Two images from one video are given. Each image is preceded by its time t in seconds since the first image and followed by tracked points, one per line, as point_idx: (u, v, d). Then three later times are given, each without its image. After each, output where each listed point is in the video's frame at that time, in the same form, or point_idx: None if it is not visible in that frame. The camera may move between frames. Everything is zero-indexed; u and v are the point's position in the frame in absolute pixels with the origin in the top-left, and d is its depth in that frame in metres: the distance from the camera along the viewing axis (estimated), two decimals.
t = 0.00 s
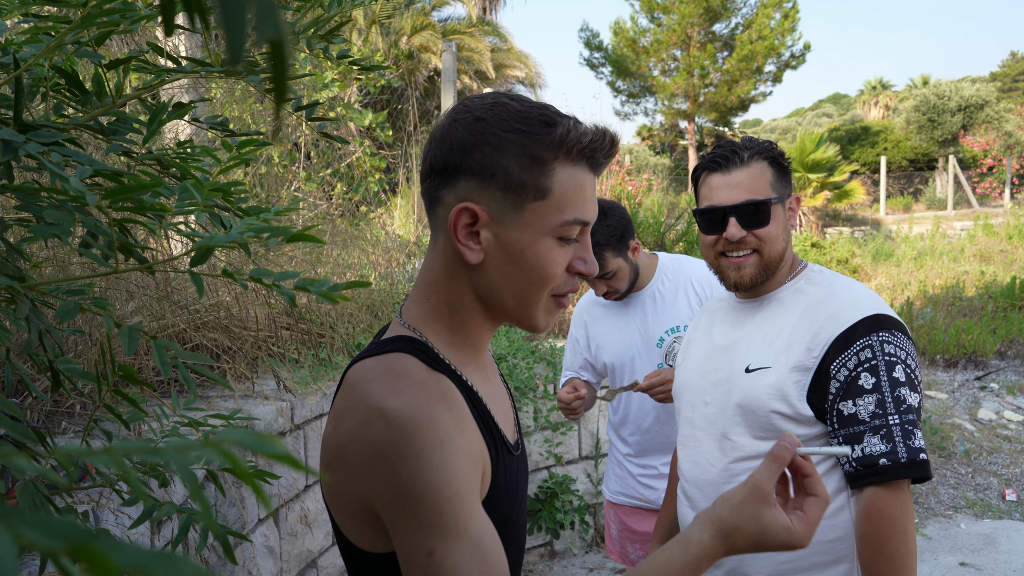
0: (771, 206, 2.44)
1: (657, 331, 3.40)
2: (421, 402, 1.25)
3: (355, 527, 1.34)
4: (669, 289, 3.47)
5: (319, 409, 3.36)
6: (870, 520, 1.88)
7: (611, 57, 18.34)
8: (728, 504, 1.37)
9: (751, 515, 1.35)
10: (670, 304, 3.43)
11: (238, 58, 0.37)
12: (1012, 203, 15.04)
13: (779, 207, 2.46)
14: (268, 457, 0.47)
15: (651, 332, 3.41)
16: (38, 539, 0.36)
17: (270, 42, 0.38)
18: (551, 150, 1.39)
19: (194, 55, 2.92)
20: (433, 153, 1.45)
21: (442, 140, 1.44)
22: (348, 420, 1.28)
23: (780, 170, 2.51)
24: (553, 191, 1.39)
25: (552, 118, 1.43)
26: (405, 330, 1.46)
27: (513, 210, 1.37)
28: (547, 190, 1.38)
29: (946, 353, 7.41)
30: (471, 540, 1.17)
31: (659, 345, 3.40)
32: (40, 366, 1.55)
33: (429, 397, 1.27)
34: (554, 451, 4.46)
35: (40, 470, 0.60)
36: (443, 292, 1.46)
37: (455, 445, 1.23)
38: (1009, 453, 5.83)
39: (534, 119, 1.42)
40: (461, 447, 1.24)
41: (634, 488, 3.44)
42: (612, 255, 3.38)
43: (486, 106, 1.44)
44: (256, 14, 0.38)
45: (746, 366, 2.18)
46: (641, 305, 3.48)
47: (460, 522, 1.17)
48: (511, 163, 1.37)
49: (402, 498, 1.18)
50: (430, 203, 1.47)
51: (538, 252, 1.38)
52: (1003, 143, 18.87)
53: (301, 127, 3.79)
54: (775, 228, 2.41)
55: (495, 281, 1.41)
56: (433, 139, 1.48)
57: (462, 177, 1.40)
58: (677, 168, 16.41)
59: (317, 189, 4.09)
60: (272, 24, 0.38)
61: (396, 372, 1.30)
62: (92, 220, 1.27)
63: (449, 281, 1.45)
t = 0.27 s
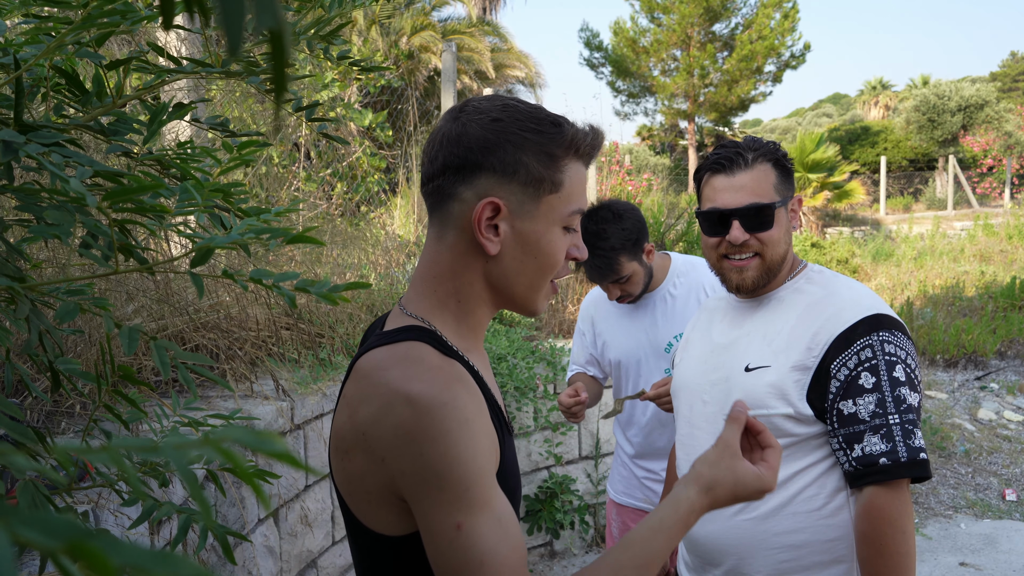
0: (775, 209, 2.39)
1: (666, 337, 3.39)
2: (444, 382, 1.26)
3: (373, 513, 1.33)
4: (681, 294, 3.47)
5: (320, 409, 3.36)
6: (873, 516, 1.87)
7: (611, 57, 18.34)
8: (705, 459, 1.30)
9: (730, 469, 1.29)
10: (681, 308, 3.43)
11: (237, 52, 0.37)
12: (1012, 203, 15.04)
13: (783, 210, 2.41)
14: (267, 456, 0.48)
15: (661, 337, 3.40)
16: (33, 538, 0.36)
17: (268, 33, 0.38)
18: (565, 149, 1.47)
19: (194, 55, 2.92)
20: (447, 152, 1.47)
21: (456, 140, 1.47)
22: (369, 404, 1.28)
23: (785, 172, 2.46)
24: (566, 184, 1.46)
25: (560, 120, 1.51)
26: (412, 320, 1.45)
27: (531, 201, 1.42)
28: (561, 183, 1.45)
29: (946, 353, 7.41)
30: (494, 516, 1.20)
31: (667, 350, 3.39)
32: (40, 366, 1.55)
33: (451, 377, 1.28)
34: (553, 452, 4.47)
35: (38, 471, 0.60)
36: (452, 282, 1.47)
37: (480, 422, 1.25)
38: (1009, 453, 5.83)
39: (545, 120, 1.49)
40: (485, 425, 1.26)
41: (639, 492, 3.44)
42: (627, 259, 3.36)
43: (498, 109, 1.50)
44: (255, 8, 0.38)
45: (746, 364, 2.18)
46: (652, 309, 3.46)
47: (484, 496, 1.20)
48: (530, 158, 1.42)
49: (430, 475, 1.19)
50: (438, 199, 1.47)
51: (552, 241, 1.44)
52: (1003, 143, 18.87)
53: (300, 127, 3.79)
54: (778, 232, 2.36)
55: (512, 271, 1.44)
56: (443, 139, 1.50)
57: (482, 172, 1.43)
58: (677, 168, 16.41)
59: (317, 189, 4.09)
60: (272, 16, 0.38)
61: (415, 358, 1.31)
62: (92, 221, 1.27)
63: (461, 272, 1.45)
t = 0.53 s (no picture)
0: (777, 210, 2.37)
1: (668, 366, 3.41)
2: (451, 371, 1.27)
3: (382, 506, 1.34)
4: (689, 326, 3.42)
5: (320, 409, 3.36)
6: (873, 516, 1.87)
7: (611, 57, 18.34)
8: (650, 451, 1.47)
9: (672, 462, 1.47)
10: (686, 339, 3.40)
11: (241, 56, 0.37)
12: (1011, 203, 15.04)
13: (786, 211, 2.39)
14: (270, 460, 0.48)
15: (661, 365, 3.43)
16: (36, 544, 0.36)
17: (272, 40, 0.38)
18: (544, 143, 1.51)
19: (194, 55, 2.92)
20: (441, 156, 1.44)
21: (449, 147, 1.44)
22: (378, 398, 1.29)
23: (791, 172, 2.43)
24: (547, 176, 1.51)
25: (537, 118, 1.52)
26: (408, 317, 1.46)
27: (526, 192, 1.47)
28: (546, 174, 1.51)
29: (946, 353, 7.41)
30: (502, 498, 1.23)
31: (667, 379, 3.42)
32: (40, 366, 1.55)
33: (458, 366, 1.29)
34: (553, 452, 4.47)
35: (38, 472, 0.60)
36: (451, 279, 1.48)
37: (488, 408, 1.26)
38: (1009, 453, 5.83)
39: (524, 118, 1.51)
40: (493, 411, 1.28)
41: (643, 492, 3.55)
42: (638, 307, 3.27)
43: (484, 108, 1.48)
44: (259, 11, 0.38)
45: (746, 364, 2.18)
46: (655, 335, 3.45)
47: (493, 481, 1.22)
48: (522, 155, 1.45)
49: (443, 463, 1.21)
50: (433, 205, 1.45)
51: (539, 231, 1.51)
52: (1004, 143, 18.86)
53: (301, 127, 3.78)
54: (777, 232, 2.34)
55: (511, 261, 1.49)
56: (431, 144, 1.46)
57: (479, 173, 1.43)
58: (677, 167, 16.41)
59: (317, 189, 4.09)
60: (275, 21, 0.38)
61: (421, 351, 1.31)
62: (92, 222, 1.27)
63: (461, 268, 1.47)
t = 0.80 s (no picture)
0: (771, 214, 2.34)
1: (663, 382, 3.43)
2: (445, 365, 1.29)
3: (372, 498, 1.35)
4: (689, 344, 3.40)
5: (320, 409, 3.36)
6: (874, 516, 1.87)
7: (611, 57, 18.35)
8: (633, 462, 1.61)
9: (646, 477, 1.63)
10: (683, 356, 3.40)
11: (242, 56, 0.37)
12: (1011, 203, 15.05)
13: (781, 215, 2.36)
14: (270, 460, 0.48)
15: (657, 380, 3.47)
16: (38, 542, 0.36)
17: (272, 40, 0.38)
18: (548, 162, 1.54)
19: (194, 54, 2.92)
20: (444, 154, 1.47)
21: (454, 143, 1.48)
22: (371, 390, 1.30)
23: (788, 175, 2.40)
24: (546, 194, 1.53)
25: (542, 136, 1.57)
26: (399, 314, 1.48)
27: (518, 206, 1.48)
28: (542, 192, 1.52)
29: (946, 353, 7.41)
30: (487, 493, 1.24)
31: (663, 393, 3.45)
32: (40, 366, 1.55)
33: (450, 360, 1.31)
34: (553, 452, 4.47)
35: (37, 472, 0.60)
36: (439, 277, 1.49)
37: (480, 403, 1.28)
38: (1009, 453, 5.83)
39: (531, 134, 1.54)
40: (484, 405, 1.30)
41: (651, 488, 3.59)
42: (641, 334, 3.23)
43: (493, 118, 1.53)
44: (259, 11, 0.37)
45: (746, 364, 2.18)
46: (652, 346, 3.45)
47: (481, 475, 1.24)
48: (521, 167, 1.48)
49: (433, 455, 1.22)
50: (428, 197, 1.48)
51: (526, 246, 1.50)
52: (1003, 143, 18.87)
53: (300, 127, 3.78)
54: (770, 236, 2.33)
55: (497, 269, 1.49)
56: (436, 142, 1.50)
57: (478, 175, 1.45)
58: (677, 167, 16.42)
59: (317, 189, 4.08)
60: (275, 22, 0.38)
61: (413, 344, 1.32)
62: (92, 222, 1.27)
63: (449, 268, 1.48)
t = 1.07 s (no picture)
0: (773, 223, 2.29)
1: (662, 383, 3.41)
2: (428, 359, 1.40)
3: (356, 478, 1.47)
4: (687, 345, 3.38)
5: (320, 409, 3.35)
6: (874, 518, 1.87)
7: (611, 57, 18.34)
8: (627, 476, 1.71)
9: (638, 492, 1.72)
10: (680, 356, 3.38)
11: (240, 57, 0.37)
12: (1011, 203, 15.04)
13: (784, 224, 2.30)
14: (269, 459, 0.48)
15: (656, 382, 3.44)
16: (36, 544, 0.36)
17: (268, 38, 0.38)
18: (562, 186, 1.65)
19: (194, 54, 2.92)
20: (462, 163, 1.61)
21: (472, 154, 1.61)
22: (359, 377, 1.41)
23: (794, 183, 2.33)
24: (558, 215, 1.64)
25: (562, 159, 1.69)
26: (392, 307, 1.56)
27: (525, 222, 1.58)
28: (554, 212, 1.62)
29: (946, 353, 7.41)
30: (456, 482, 1.34)
31: (663, 394, 3.43)
32: (40, 366, 1.55)
33: (435, 355, 1.42)
34: (553, 452, 4.47)
35: (38, 471, 0.60)
36: (438, 274, 1.59)
37: (459, 397, 1.38)
38: (1009, 453, 5.83)
39: (551, 157, 1.66)
40: (464, 400, 1.40)
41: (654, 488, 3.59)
42: (634, 340, 3.26)
43: (516, 136, 1.66)
44: (256, 9, 0.38)
45: (746, 366, 2.18)
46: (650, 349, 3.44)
47: (453, 465, 1.34)
48: (533, 185, 1.59)
49: (409, 441, 1.33)
50: (442, 200, 1.61)
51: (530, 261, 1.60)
52: (1003, 143, 18.87)
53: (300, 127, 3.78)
54: (770, 246, 2.28)
55: (495, 277, 1.59)
56: (459, 152, 1.63)
57: (490, 186, 1.57)
58: (677, 168, 16.43)
59: (317, 189, 4.08)
60: (273, 19, 0.38)
61: (401, 338, 1.44)
62: (92, 222, 1.27)
63: (450, 268, 1.59)
